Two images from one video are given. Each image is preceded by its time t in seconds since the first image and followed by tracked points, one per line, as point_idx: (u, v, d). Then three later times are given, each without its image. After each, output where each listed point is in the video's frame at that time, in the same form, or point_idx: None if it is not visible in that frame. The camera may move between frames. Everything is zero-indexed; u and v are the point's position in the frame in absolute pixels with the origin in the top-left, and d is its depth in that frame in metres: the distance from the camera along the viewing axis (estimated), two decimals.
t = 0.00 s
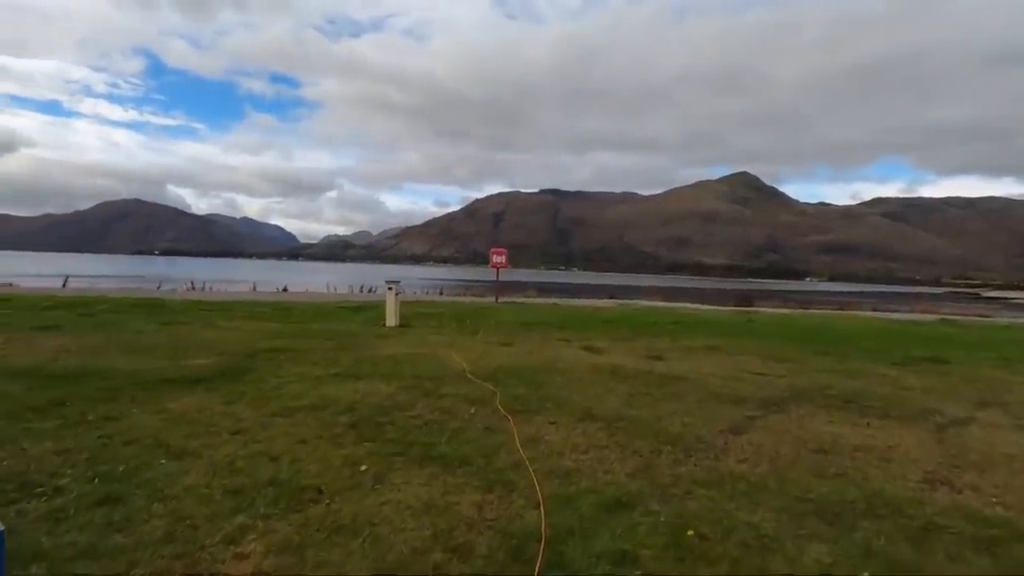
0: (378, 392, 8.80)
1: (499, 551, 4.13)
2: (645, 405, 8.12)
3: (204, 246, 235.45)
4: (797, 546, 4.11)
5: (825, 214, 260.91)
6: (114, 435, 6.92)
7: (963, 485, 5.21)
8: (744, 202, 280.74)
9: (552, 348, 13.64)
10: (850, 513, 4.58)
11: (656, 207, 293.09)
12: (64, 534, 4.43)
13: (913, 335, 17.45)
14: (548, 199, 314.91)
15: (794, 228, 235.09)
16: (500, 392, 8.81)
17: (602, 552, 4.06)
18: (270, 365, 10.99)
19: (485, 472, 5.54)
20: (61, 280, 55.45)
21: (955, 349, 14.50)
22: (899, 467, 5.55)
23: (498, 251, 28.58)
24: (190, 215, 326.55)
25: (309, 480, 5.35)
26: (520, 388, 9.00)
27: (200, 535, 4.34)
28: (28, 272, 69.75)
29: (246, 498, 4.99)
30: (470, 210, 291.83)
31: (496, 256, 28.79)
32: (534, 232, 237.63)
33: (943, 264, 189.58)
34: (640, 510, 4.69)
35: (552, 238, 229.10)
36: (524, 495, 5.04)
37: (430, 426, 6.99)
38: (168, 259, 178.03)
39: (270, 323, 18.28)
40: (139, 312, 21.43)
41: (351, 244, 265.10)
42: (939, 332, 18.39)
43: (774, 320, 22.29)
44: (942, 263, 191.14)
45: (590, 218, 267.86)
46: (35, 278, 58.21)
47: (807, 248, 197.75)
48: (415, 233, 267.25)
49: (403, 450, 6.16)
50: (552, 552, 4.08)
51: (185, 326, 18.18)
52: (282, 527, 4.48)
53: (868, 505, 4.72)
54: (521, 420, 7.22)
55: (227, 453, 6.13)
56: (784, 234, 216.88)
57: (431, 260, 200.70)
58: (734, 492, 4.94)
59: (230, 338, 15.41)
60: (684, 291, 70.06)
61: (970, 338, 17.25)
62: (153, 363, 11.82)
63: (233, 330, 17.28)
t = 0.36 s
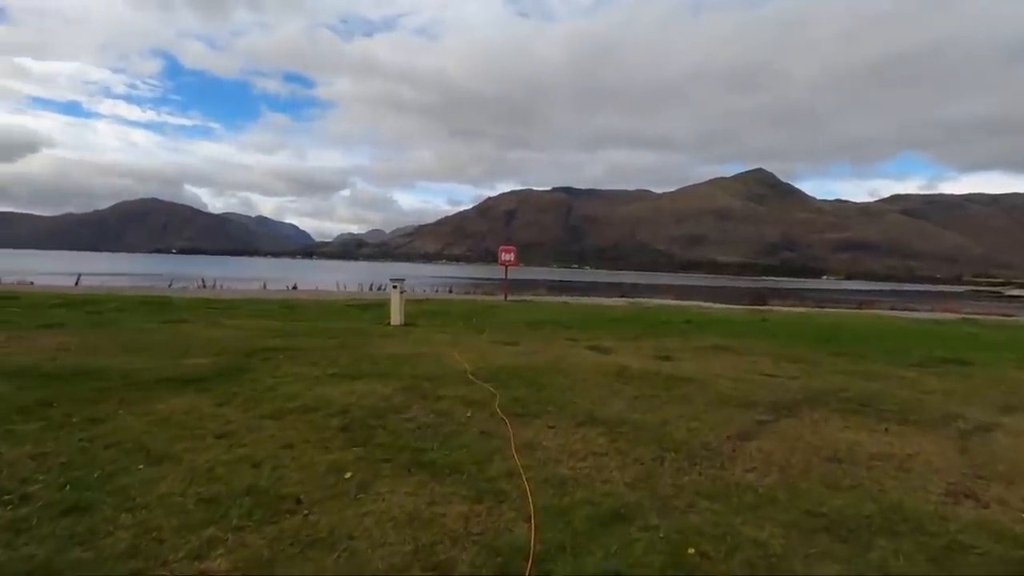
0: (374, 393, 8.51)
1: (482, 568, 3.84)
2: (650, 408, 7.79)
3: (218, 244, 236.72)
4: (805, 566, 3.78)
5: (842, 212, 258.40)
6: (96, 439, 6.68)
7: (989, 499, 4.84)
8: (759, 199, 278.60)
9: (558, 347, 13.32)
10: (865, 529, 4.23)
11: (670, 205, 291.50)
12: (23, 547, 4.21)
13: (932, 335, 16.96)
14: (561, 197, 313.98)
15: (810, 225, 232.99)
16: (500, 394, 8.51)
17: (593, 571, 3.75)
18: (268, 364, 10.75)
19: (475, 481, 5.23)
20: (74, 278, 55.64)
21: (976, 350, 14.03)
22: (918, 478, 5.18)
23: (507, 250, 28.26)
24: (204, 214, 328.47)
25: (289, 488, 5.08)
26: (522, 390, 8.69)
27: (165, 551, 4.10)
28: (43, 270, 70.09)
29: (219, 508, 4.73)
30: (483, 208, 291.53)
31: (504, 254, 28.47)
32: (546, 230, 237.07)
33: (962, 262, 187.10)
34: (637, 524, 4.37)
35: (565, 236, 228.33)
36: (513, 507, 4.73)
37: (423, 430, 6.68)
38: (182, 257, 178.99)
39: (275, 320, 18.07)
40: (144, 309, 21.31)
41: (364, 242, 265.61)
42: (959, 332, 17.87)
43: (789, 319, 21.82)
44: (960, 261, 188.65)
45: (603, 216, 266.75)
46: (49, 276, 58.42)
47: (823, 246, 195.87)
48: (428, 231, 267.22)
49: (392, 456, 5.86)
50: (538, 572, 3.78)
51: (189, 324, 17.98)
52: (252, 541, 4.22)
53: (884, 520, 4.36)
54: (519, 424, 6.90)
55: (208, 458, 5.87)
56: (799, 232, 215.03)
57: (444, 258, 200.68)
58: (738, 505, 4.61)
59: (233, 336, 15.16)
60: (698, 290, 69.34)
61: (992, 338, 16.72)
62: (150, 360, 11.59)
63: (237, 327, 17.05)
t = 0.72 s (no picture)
0: (375, 393, 8.17)
1: None
2: (664, 414, 7.39)
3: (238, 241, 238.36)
4: None
5: (864, 211, 255.24)
6: (81, 439, 6.39)
7: None
8: (778, 197, 276.16)
9: (569, 347, 12.91)
10: (900, 552, 3.81)
11: (688, 204, 289.56)
12: None
13: (960, 337, 16.37)
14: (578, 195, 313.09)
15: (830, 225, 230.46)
16: (507, 395, 8.13)
17: None
18: (272, 361, 10.44)
19: (472, 490, 4.86)
20: (93, 274, 55.99)
21: (1008, 353, 13.44)
22: (957, 493, 4.74)
23: (521, 247, 27.86)
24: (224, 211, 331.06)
25: (273, 496, 4.74)
26: (529, 392, 8.31)
27: (129, 567, 3.77)
28: (64, 267, 70.78)
29: (195, 517, 4.39)
30: (500, 206, 291.16)
31: (518, 251, 28.09)
32: (563, 229, 236.47)
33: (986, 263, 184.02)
34: (647, 542, 3.97)
35: (582, 235, 227.33)
36: (512, 519, 4.35)
37: (422, 433, 6.32)
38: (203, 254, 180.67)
39: (284, 315, 17.80)
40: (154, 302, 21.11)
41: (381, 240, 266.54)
42: (988, 334, 17.24)
43: (810, 319, 21.26)
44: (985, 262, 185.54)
45: (621, 215, 265.34)
46: (71, 272, 59.02)
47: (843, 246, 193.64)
48: (445, 229, 267.23)
49: (386, 462, 5.51)
50: None
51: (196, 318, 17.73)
52: (223, 556, 3.88)
53: (921, 541, 3.94)
54: (525, 429, 6.51)
55: (194, 460, 5.54)
56: (819, 231, 212.71)
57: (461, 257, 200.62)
58: (758, 522, 4.20)
59: (238, 331, 14.87)
60: (716, 289, 68.48)
61: None
62: (151, 355, 11.31)
63: (244, 322, 16.76)
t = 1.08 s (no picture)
0: (380, 402, 7.87)
1: None
2: (682, 432, 7.02)
3: (260, 244, 240.09)
4: None
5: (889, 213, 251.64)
6: (70, 452, 6.14)
7: None
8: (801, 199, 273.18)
9: (585, 354, 12.55)
10: None
11: (708, 207, 287.36)
12: None
13: (992, 345, 15.82)
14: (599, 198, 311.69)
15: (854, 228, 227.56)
16: (516, 407, 7.81)
17: None
18: (278, 366, 10.15)
19: (472, 515, 4.53)
20: (116, 278, 56.36)
21: None
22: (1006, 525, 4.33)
23: (538, 250, 27.52)
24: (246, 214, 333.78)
25: (258, 520, 4.43)
26: (541, 404, 7.97)
27: None
28: (87, 269, 71.38)
29: (172, 545, 4.10)
30: (519, 209, 290.90)
31: (535, 255, 27.72)
32: (583, 232, 235.58)
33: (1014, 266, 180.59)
34: None
35: (601, 238, 226.32)
36: (514, 550, 4.01)
37: (424, 448, 6.00)
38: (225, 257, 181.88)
39: (297, 318, 17.55)
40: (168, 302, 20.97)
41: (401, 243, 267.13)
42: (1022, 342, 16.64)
43: (835, 325, 20.72)
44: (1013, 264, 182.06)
45: (640, 217, 263.95)
46: (95, 275, 59.32)
47: (868, 249, 191.05)
48: (464, 232, 267.39)
49: (383, 481, 5.19)
50: None
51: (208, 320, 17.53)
52: None
53: None
54: (533, 445, 6.19)
55: (180, 474, 5.24)
56: (842, 234, 210.06)
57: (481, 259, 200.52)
58: (784, 556, 3.83)
59: (249, 333, 14.62)
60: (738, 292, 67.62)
61: None
62: (157, 358, 11.07)
63: (255, 323, 16.53)
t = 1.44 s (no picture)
0: (380, 412, 7.42)
1: None
2: (690, 451, 6.68)
3: (280, 249, 241.48)
4: None
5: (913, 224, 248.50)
6: (50, 460, 5.56)
7: None
8: (824, 208, 270.34)
9: (597, 364, 12.17)
10: None
11: (728, 216, 285.25)
12: None
13: (1018, 359, 15.31)
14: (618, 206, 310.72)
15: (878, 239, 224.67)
16: (519, 418, 7.49)
17: None
18: (278, 370, 9.75)
19: (458, 539, 4.23)
20: (127, 279, 56.12)
21: None
22: None
23: (552, 257, 27.19)
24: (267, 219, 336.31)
25: (228, 539, 4.09)
26: (545, 416, 7.68)
27: None
28: (101, 270, 71.60)
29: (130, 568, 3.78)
30: (537, 216, 290.71)
31: (549, 262, 27.34)
32: (602, 240, 234.29)
33: None
34: None
35: (620, 246, 225.02)
36: None
37: (416, 462, 5.67)
38: (245, 261, 183.05)
39: (305, 323, 17.21)
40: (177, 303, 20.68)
41: (420, 249, 267.44)
42: None
43: (854, 337, 20.29)
44: None
45: (660, 226, 262.39)
46: (107, 276, 59.18)
47: (892, 260, 188.41)
48: (482, 239, 267.06)
49: (367, 497, 4.86)
50: None
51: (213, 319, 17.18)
52: None
53: None
54: (531, 461, 5.89)
55: (156, 486, 4.82)
56: (865, 244, 207.53)
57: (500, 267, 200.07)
58: None
59: (252, 334, 14.25)
60: (754, 302, 66.89)
61: None
62: (155, 357, 10.71)
63: (261, 325, 16.16)
